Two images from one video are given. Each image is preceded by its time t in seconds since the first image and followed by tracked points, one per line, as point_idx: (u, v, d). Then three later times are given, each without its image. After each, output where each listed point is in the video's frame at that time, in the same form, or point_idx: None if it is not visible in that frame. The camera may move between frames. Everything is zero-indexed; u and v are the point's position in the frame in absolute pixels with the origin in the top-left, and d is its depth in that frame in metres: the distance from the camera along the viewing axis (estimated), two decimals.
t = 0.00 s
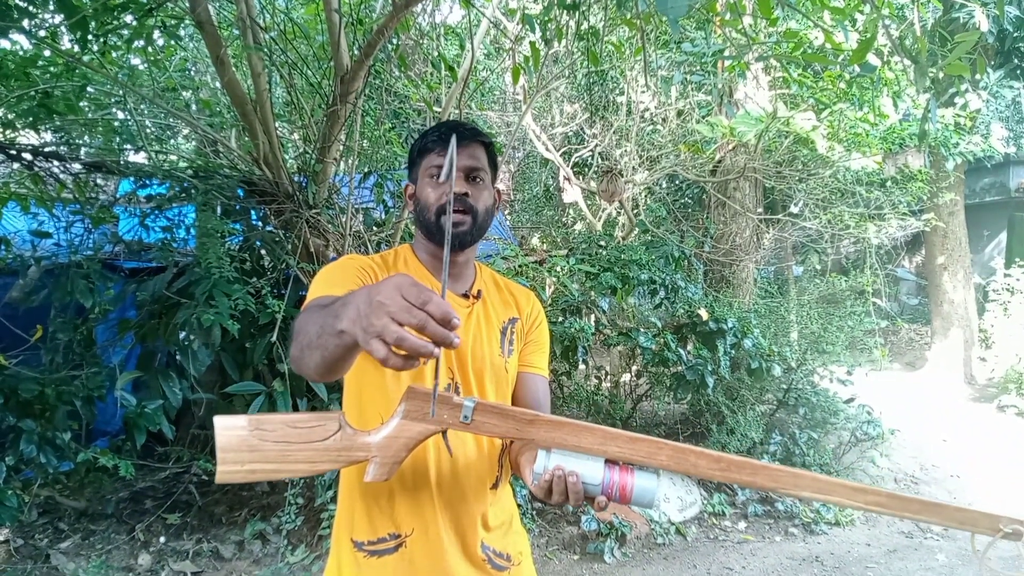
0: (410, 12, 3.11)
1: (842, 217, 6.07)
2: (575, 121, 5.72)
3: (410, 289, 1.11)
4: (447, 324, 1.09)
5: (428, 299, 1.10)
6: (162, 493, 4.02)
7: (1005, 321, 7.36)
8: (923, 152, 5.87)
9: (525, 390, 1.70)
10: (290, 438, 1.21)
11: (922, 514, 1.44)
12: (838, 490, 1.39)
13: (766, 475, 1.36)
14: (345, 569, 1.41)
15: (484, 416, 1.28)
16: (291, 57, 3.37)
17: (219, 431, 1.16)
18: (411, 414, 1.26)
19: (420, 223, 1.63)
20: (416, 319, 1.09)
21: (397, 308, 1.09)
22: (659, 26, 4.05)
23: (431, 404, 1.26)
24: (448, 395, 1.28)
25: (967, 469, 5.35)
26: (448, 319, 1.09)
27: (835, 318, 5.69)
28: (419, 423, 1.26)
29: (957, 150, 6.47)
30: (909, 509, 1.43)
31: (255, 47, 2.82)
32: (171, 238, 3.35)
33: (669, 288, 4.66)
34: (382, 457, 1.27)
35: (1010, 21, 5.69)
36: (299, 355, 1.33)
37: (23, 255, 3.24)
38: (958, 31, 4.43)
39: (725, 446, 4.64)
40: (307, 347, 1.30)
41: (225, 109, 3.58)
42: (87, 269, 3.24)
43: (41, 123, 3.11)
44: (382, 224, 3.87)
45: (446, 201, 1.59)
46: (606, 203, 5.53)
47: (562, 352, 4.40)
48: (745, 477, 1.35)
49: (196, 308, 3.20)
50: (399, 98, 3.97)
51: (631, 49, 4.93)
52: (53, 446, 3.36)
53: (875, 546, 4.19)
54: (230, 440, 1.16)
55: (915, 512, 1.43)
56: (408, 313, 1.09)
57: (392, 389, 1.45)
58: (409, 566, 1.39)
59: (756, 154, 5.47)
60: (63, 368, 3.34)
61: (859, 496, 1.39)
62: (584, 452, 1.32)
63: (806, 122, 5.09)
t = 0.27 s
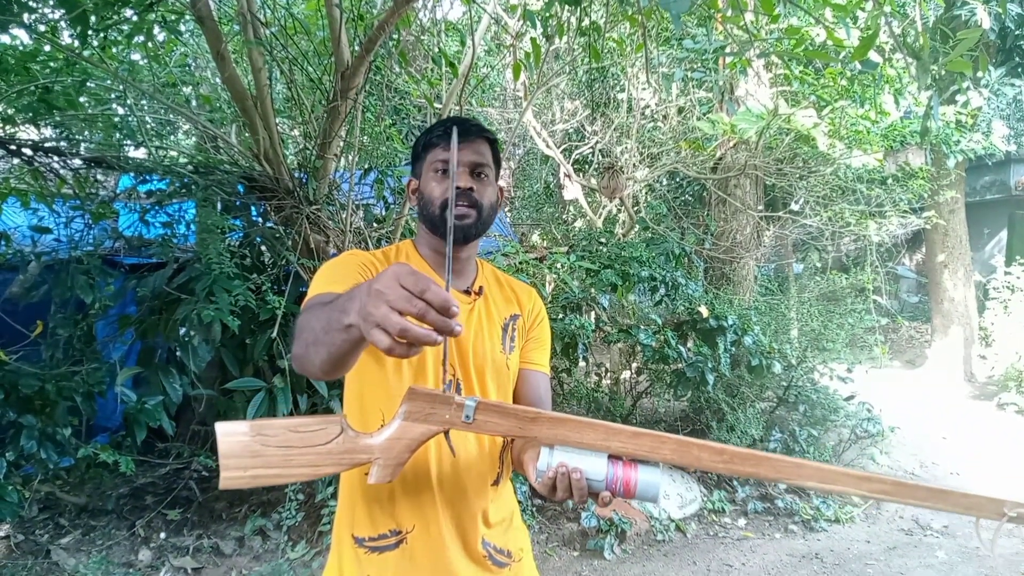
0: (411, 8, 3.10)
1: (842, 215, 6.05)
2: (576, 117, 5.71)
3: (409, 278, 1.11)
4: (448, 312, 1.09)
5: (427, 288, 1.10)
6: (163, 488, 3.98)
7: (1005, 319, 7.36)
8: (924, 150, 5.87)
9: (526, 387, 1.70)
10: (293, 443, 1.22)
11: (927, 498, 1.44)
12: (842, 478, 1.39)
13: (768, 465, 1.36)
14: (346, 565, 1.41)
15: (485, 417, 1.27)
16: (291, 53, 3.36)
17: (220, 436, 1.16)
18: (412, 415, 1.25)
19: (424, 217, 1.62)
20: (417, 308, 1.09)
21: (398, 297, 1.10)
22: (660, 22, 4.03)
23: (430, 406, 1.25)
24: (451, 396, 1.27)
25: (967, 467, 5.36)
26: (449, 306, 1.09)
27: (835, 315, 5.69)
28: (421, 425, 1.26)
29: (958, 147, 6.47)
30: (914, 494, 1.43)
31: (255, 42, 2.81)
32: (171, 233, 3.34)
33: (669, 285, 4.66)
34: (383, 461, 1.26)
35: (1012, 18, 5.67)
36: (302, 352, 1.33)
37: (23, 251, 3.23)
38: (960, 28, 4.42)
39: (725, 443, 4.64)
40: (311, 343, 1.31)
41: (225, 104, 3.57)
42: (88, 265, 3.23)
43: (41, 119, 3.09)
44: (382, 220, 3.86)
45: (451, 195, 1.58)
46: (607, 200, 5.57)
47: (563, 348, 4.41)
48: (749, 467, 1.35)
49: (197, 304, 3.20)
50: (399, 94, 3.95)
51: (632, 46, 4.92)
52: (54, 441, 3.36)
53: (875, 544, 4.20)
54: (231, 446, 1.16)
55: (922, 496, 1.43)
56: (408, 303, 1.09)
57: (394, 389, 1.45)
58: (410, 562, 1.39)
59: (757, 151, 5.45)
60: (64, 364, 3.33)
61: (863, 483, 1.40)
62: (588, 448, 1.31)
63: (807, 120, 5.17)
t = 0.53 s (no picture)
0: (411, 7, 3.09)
1: (842, 215, 6.04)
2: (576, 117, 5.70)
3: (402, 269, 1.11)
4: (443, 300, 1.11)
5: (422, 277, 1.12)
6: (162, 489, 4.00)
7: (1005, 319, 7.36)
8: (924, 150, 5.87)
9: (525, 386, 1.70)
10: (292, 447, 1.22)
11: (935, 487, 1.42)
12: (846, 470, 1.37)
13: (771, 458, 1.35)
14: (345, 565, 1.41)
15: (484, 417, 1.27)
16: (291, 53, 3.35)
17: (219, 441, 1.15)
18: (412, 416, 1.26)
19: (428, 220, 1.62)
20: (412, 298, 1.09)
21: (393, 288, 1.10)
22: (659, 21, 4.01)
23: (428, 403, 1.26)
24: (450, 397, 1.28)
25: (967, 467, 5.36)
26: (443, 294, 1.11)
27: (835, 315, 5.70)
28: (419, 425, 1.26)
29: (958, 147, 6.46)
30: (921, 484, 1.41)
31: (254, 42, 2.80)
32: (171, 233, 3.37)
33: (669, 285, 4.66)
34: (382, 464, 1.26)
35: (1012, 18, 5.67)
36: (299, 351, 1.33)
37: (23, 251, 3.23)
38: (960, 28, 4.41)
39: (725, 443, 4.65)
40: (307, 341, 1.30)
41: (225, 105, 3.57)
42: (88, 265, 3.24)
43: (41, 119, 3.08)
44: (382, 220, 3.86)
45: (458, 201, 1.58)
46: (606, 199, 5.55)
47: (563, 349, 4.41)
48: (749, 460, 1.34)
49: (197, 304, 3.20)
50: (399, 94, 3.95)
51: (632, 46, 4.92)
52: (54, 442, 3.35)
53: (875, 544, 4.20)
54: (231, 451, 1.16)
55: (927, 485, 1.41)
56: (403, 293, 1.10)
57: (390, 389, 1.44)
58: (410, 562, 1.39)
59: (756, 151, 5.45)
60: (63, 364, 3.33)
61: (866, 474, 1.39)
62: (588, 445, 1.31)
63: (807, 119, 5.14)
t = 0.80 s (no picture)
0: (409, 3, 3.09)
1: (841, 211, 6.07)
2: (574, 114, 5.68)
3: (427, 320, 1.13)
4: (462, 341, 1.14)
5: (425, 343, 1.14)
6: (161, 485, 3.98)
7: (1003, 315, 7.37)
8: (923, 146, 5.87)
9: (524, 382, 1.69)
10: (294, 446, 1.19)
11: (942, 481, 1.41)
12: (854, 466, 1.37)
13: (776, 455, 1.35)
14: (343, 560, 1.41)
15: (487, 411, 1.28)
16: (289, 49, 3.34)
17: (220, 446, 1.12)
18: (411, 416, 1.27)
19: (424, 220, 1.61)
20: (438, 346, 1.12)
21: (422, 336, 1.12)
22: (658, 15, 4.00)
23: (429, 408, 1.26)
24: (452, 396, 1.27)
25: (965, 463, 5.37)
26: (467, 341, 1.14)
27: (833, 311, 5.71)
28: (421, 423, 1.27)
29: (957, 143, 6.46)
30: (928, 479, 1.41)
31: (252, 37, 2.79)
32: (169, 230, 3.35)
33: (668, 281, 4.66)
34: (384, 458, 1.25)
35: (1011, 14, 5.66)
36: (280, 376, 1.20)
37: (21, 247, 3.24)
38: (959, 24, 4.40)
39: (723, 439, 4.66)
40: (291, 366, 1.20)
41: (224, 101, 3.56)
42: (86, 261, 3.25)
43: (38, 115, 3.05)
44: (380, 216, 3.86)
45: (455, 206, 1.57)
46: (604, 195, 5.54)
47: (561, 345, 4.42)
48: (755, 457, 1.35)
49: (195, 300, 3.19)
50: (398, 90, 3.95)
51: (631, 42, 4.91)
52: (52, 438, 3.35)
53: (873, 539, 4.21)
54: (231, 452, 1.13)
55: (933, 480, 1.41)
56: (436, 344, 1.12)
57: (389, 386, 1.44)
58: (407, 558, 1.39)
59: (755, 147, 5.43)
60: (62, 360, 3.34)
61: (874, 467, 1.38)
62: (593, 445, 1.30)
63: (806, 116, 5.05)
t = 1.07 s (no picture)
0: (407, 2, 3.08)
1: (838, 210, 6.02)
2: (572, 113, 5.71)
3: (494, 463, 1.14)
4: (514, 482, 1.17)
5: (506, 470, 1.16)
6: (158, 485, 3.95)
7: (1000, 314, 7.38)
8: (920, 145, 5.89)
9: (519, 386, 1.71)
10: (275, 487, 1.16)
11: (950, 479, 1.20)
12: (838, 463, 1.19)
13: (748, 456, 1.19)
14: (336, 566, 1.41)
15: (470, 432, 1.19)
16: (286, 48, 3.33)
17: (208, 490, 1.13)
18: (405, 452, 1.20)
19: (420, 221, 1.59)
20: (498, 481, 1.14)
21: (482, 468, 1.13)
22: (656, 14, 4.00)
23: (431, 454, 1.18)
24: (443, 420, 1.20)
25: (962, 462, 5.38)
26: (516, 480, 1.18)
27: (830, 311, 5.72)
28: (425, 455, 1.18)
29: (954, 142, 6.47)
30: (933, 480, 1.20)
31: (249, 37, 2.79)
32: (166, 230, 3.33)
33: (666, 281, 4.67)
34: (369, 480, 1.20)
35: (1007, 13, 5.67)
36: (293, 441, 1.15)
37: (17, 248, 3.21)
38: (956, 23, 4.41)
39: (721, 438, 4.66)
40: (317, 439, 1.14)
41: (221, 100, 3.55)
42: (83, 261, 3.24)
43: (34, 115, 3.05)
44: (378, 216, 3.85)
45: (450, 207, 1.56)
46: (603, 194, 5.49)
47: (559, 345, 4.42)
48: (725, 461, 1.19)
49: (192, 301, 3.18)
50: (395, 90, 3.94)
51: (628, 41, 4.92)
52: (48, 439, 3.32)
53: (870, 539, 4.21)
54: (217, 498, 1.13)
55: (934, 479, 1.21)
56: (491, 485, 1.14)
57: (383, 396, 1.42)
58: (400, 562, 1.39)
59: (753, 146, 5.38)
60: (58, 361, 3.33)
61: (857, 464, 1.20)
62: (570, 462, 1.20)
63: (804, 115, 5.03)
